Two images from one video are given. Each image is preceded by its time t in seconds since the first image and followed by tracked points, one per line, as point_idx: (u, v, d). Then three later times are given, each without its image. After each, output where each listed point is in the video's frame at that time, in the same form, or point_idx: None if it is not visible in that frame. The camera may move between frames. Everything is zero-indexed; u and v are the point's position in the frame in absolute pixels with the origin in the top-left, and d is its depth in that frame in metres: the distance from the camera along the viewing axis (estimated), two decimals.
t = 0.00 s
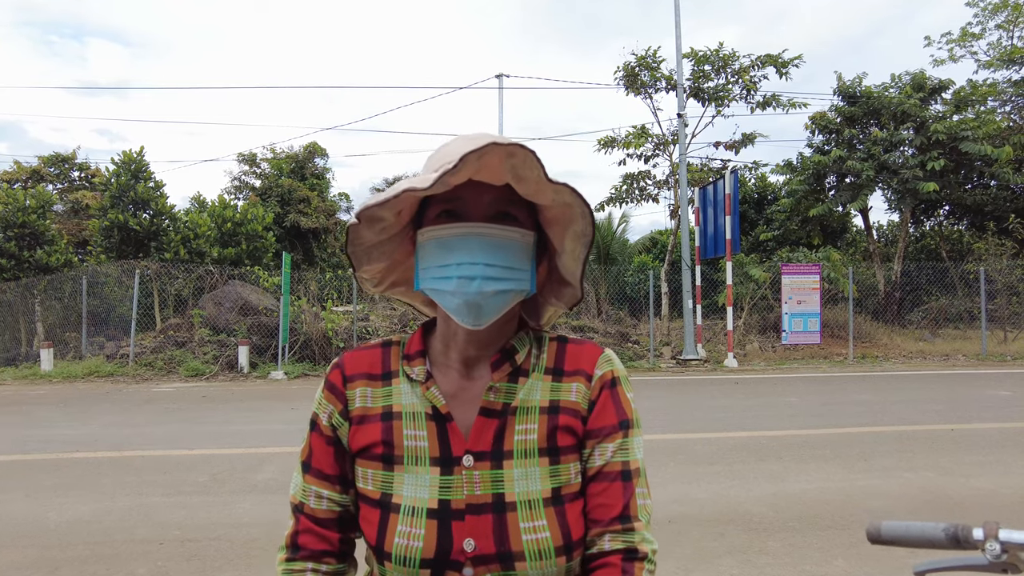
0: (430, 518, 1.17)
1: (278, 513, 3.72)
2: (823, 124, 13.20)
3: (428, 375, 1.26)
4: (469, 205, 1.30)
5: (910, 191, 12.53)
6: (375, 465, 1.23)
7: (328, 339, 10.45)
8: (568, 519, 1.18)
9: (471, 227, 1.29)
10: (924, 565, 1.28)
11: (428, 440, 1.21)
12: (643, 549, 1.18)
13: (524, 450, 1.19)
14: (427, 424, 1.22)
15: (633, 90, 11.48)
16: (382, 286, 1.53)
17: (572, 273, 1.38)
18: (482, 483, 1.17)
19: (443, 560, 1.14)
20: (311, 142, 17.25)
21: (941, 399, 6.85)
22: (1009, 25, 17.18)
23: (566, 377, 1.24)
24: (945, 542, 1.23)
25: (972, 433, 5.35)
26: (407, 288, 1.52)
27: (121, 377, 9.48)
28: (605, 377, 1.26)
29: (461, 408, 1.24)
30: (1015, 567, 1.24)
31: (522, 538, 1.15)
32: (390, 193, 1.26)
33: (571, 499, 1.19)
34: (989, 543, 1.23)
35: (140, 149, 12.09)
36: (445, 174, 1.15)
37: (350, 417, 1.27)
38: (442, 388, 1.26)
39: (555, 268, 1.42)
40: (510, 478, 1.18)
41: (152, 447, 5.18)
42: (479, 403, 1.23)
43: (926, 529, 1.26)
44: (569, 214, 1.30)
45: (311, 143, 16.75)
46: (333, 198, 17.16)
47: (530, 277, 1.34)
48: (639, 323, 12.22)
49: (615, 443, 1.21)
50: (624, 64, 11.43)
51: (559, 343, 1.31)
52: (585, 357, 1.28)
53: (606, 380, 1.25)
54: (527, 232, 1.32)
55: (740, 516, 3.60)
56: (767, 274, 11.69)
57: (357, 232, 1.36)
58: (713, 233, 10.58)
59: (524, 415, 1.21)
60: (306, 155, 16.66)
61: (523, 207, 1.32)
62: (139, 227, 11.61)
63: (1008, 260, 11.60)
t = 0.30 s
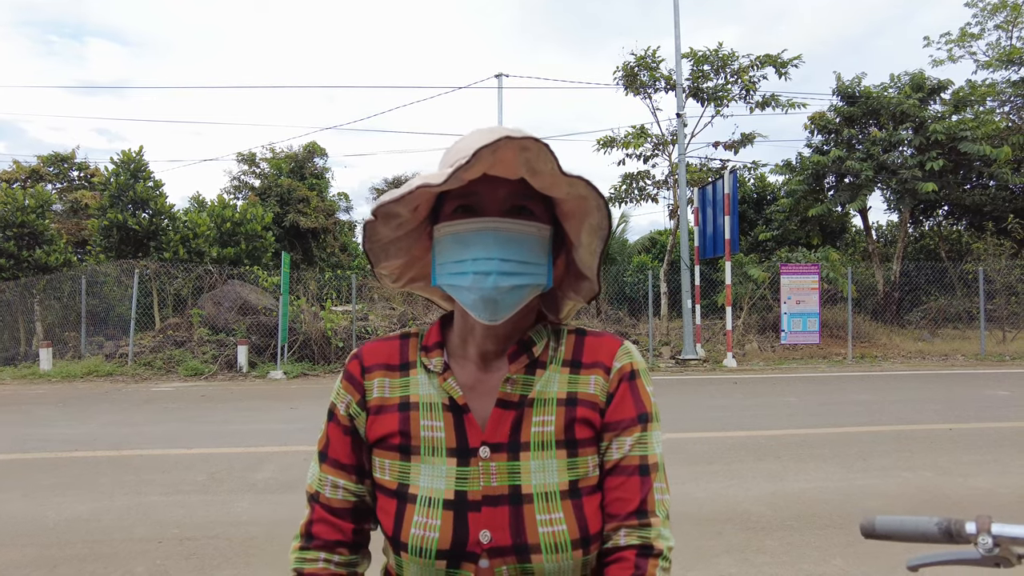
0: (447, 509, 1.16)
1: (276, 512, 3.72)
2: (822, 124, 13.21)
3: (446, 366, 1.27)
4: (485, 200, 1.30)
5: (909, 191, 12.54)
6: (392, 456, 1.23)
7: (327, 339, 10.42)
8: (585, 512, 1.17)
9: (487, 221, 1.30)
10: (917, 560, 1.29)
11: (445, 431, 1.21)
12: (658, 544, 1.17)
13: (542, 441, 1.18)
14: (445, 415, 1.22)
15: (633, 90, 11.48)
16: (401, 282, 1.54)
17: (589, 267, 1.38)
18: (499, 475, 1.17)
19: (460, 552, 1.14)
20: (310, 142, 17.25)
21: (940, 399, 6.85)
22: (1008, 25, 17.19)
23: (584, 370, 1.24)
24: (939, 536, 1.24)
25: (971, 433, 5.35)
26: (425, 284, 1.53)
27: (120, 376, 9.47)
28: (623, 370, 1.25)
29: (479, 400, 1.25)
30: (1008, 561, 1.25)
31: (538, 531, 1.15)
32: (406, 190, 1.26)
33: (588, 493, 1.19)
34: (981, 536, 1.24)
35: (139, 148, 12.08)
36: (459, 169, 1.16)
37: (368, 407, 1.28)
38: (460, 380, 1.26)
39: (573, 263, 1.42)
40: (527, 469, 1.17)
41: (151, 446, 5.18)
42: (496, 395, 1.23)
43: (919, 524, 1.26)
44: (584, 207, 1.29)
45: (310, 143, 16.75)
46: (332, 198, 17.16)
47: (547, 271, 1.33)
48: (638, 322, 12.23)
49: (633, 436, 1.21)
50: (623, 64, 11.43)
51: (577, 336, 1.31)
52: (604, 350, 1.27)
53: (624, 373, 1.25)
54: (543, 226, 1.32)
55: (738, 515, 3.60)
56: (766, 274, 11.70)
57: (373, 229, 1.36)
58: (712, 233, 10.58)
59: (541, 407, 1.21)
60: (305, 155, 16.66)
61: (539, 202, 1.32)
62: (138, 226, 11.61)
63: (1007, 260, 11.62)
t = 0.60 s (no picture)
0: (452, 513, 1.16)
1: (275, 513, 3.72)
2: (820, 124, 13.21)
3: (451, 369, 1.27)
4: (492, 204, 1.30)
5: (908, 191, 12.55)
6: (397, 458, 1.23)
7: (326, 339, 10.41)
8: (590, 517, 1.17)
9: (494, 225, 1.30)
10: (912, 564, 1.29)
11: (450, 434, 1.21)
12: (662, 552, 1.16)
13: (547, 446, 1.18)
14: (450, 418, 1.22)
15: (631, 90, 11.49)
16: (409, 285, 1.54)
17: (596, 272, 1.37)
18: (504, 479, 1.17)
19: (463, 556, 1.14)
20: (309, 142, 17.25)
21: (938, 399, 6.86)
22: (1007, 26, 17.20)
23: (591, 374, 1.24)
24: (933, 540, 1.23)
25: (969, 433, 5.36)
26: (432, 287, 1.53)
27: (119, 376, 9.46)
28: (630, 375, 1.25)
29: (484, 403, 1.25)
30: (1000, 565, 1.26)
31: (543, 537, 1.14)
32: (413, 194, 1.26)
33: (593, 499, 1.19)
34: (974, 540, 1.23)
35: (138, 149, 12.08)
36: (466, 173, 1.16)
37: (374, 409, 1.28)
38: (465, 383, 1.27)
39: (580, 267, 1.42)
40: (532, 474, 1.17)
41: (149, 446, 5.18)
42: (502, 399, 1.23)
43: (914, 528, 1.26)
44: (592, 211, 1.29)
45: (309, 143, 16.75)
46: (331, 198, 17.17)
47: (553, 276, 1.33)
48: (637, 322, 12.24)
49: (638, 442, 1.20)
50: (623, 64, 11.43)
51: (583, 341, 1.31)
52: (610, 355, 1.27)
53: (631, 378, 1.24)
54: (549, 230, 1.31)
55: (737, 516, 3.61)
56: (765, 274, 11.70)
57: (381, 233, 1.37)
58: (711, 233, 10.59)
59: (547, 411, 1.21)
60: (304, 155, 16.66)
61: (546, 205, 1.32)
62: (137, 226, 11.60)
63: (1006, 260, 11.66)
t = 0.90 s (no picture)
0: (452, 519, 1.15)
1: (273, 514, 3.70)
2: (820, 124, 13.21)
3: (452, 372, 1.25)
4: (494, 208, 1.29)
5: (907, 191, 12.54)
6: (396, 463, 1.22)
7: (325, 339, 10.38)
8: (595, 524, 1.16)
9: (497, 231, 1.29)
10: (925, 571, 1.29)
11: (451, 439, 1.19)
12: (669, 559, 1.15)
13: (551, 451, 1.17)
14: (451, 422, 1.20)
15: (631, 90, 11.48)
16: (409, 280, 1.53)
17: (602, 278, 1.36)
18: (507, 485, 1.15)
19: (465, 563, 1.13)
20: (308, 142, 17.23)
21: (938, 399, 6.85)
22: (1006, 25, 17.20)
23: (595, 377, 1.23)
24: (947, 546, 1.23)
25: (969, 433, 5.35)
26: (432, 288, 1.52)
27: (117, 376, 9.44)
28: (635, 378, 1.23)
29: (486, 407, 1.23)
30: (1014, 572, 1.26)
31: (547, 543, 1.13)
32: (414, 199, 1.24)
33: (598, 505, 1.17)
34: (990, 547, 1.24)
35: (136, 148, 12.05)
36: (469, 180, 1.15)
37: (372, 413, 1.27)
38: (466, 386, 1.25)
39: (584, 271, 1.41)
40: (536, 480, 1.16)
41: (147, 447, 5.16)
42: (504, 403, 1.22)
43: (928, 534, 1.25)
44: (598, 219, 1.28)
45: (308, 143, 16.74)
46: (330, 198, 17.15)
47: (556, 281, 1.32)
48: (636, 322, 12.24)
49: (644, 447, 1.19)
50: (622, 64, 11.42)
51: (587, 342, 1.30)
52: (615, 357, 1.26)
53: (636, 381, 1.23)
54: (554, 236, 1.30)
55: (736, 516, 3.60)
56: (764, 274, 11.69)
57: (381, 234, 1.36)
58: (710, 233, 10.57)
59: (551, 415, 1.19)
60: (302, 155, 16.65)
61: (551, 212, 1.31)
62: (135, 226, 11.58)
63: (1005, 260, 11.66)
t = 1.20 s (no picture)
0: (475, 521, 1.15)
1: (276, 513, 3.70)
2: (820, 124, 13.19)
3: (473, 370, 1.25)
4: (514, 189, 1.29)
5: (908, 191, 12.54)
6: (417, 463, 1.22)
7: (325, 338, 10.38)
8: (620, 526, 1.16)
9: (519, 211, 1.28)
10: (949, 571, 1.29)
11: (473, 438, 1.19)
12: (695, 561, 1.14)
13: (575, 452, 1.17)
14: (473, 421, 1.20)
15: (631, 89, 11.48)
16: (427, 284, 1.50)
17: (624, 261, 1.34)
18: (530, 486, 1.15)
19: (489, 565, 1.12)
20: (308, 141, 17.22)
21: (940, 399, 6.84)
22: (1007, 25, 17.19)
23: (618, 377, 1.23)
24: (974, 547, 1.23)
25: (971, 433, 5.35)
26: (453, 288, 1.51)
27: (118, 375, 9.43)
28: (659, 378, 1.23)
29: (508, 403, 1.23)
30: None
31: (572, 546, 1.13)
32: (435, 178, 1.25)
33: (622, 507, 1.17)
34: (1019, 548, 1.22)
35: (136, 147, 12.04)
36: (492, 151, 1.14)
37: (393, 412, 1.26)
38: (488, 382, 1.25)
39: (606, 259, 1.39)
40: (559, 481, 1.15)
41: (149, 446, 5.16)
42: (527, 400, 1.22)
43: (953, 533, 1.25)
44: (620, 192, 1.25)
45: (308, 142, 16.73)
46: (330, 197, 17.15)
47: (579, 266, 1.32)
48: (637, 321, 12.24)
49: (668, 449, 1.19)
50: (623, 64, 11.42)
51: (609, 341, 1.29)
52: (638, 357, 1.26)
53: (660, 381, 1.23)
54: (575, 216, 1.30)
55: (741, 516, 3.60)
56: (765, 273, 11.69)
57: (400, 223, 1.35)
58: (711, 232, 10.57)
59: (574, 415, 1.19)
60: (303, 154, 16.64)
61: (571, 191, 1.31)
62: (136, 225, 11.58)
63: (1005, 260, 11.67)
